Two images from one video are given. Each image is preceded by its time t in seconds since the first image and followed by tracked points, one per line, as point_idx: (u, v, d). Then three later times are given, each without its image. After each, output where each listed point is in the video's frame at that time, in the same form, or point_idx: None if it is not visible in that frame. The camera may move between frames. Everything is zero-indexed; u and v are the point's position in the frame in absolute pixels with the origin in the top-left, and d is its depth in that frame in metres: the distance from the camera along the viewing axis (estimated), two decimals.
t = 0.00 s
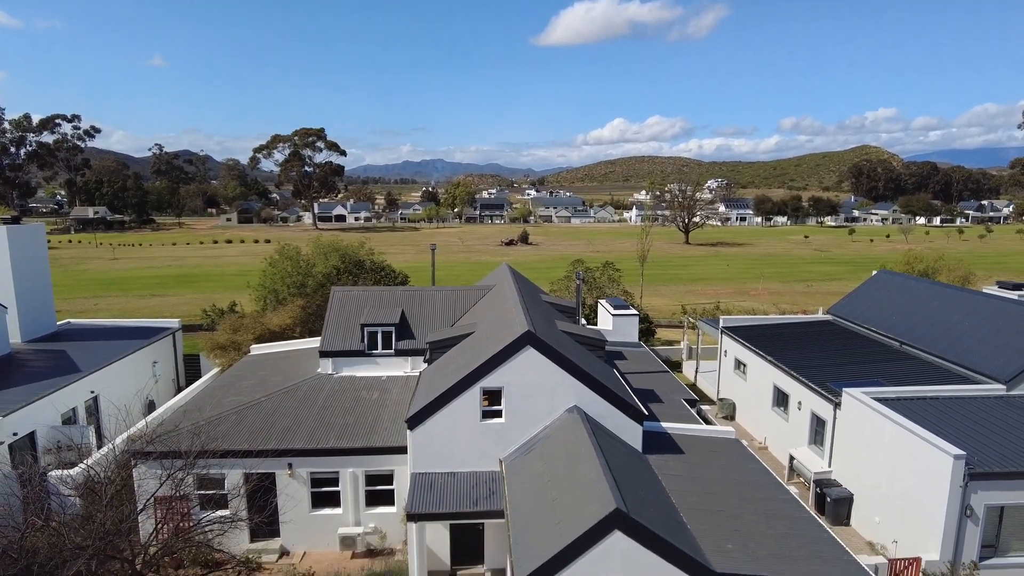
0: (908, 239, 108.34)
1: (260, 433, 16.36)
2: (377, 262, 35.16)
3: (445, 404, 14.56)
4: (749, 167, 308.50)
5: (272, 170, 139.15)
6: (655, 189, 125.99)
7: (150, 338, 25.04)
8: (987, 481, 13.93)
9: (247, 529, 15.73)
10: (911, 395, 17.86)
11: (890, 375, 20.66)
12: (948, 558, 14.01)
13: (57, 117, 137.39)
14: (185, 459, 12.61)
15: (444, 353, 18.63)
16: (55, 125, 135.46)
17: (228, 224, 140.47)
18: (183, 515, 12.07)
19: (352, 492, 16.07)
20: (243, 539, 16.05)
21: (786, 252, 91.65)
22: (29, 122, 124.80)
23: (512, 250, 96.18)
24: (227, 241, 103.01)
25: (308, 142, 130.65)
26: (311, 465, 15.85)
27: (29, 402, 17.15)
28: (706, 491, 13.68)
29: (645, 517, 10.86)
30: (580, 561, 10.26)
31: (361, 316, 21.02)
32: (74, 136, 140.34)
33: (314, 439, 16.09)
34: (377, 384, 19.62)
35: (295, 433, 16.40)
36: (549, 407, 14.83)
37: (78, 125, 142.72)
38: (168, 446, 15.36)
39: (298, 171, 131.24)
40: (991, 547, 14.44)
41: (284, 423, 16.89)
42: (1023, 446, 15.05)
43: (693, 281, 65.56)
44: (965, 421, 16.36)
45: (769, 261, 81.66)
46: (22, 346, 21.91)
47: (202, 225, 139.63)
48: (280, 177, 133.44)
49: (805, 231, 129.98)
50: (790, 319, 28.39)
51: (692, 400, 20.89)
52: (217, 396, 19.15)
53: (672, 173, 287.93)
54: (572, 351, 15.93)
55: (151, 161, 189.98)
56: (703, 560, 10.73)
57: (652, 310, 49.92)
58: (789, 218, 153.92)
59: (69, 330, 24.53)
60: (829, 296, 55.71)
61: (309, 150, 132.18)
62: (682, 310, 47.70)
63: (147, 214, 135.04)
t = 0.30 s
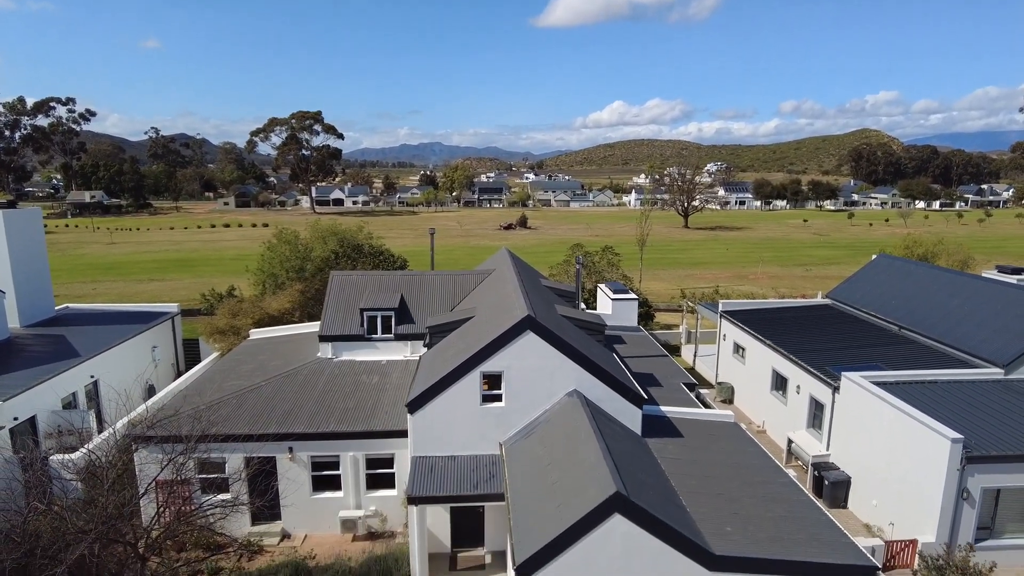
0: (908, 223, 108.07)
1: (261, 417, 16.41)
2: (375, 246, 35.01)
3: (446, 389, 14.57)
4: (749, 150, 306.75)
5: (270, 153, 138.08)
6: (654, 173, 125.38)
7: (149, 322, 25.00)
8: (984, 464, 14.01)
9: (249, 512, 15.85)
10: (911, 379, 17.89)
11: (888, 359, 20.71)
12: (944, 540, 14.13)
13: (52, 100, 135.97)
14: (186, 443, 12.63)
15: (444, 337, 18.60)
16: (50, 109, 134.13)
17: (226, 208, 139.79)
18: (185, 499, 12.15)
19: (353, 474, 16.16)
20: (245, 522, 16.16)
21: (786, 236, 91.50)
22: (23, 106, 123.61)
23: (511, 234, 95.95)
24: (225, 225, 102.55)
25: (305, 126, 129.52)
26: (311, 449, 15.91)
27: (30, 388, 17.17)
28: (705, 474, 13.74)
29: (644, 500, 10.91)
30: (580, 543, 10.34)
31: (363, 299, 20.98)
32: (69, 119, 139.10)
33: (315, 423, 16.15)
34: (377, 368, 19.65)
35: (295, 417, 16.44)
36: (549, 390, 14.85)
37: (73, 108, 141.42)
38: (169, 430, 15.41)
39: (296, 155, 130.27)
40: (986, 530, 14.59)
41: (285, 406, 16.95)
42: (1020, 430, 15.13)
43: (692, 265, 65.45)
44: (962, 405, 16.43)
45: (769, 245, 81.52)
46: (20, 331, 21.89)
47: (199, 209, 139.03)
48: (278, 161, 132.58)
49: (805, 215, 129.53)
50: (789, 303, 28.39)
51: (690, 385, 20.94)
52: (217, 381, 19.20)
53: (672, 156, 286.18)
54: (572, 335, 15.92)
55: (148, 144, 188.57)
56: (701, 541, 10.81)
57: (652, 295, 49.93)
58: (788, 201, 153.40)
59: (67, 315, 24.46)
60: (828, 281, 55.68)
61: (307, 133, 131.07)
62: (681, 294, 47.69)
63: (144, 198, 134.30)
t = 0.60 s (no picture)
0: (907, 207, 107.87)
1: (261, 402, 16.44)
2: (374, 230, 34.87)
3: (446, 373, 14.56)
4: (749, 133, 304.88)
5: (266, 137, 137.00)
6: (654, 156, 124.72)
7: (147, 307, 24.96)
8: (982, 448, 14.09)
9: (250, 496, 15.94)
10: (910, 363, 17.91)
11: (887, 343, 20.74)
12: (940, 522, 14.26)
13: (46, 83, 134.37)
14: (186, 429, 12.62)
15: (443, 322, 18.59)
16: (44, 92, 132.64)
17: (223, 192, 138.98)
18: (186, 483, 12.23)
19: (353, 458, 16.23)
20: (246, 507, 16.25)
21: (785, 220, 91.31)
22: (17, 89, 122.18)
23: (510, 218, 95.69)
24: (222, 210, 101.99)
25: (302, 109, 128.41)
26: (312, 433, 15.96)
27: (29, 373, 17.14)
28: (704, 458, 13.81)
29: (644, 484, 10.99)
30: (580, 526, 10.40)
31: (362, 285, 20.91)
32: (63, 103, 137.65)
33: (315, 408, 16.19)
34: (377, 352, 19.65)
35: (296, 401, 16.50)
36: (549, 375, 14.84)
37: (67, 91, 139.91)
38: (169, 416, 15.44)
39: (293, 138, 129.24)
40: (983, 512, 14.71)
41: (285, 391, 16.99)
42: (1018, 414, 15.20)
43: (691, 249, 65.37)
44: (961, 389, 16.49)
45: (768, 229, 81.39)
46: (19, 316, 21.83)
47: (197, 193, 138.32)
48: (275, 144, 131.55)
49: (804, 198, 129.08)
50: (788, 288, 28.38)
51: (689, 369, 20.96)
52: (217, 366, 19.19)
53: (671, 139, 284.43)
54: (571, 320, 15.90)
55: (144, 128, 186.96)
56: (701, 525, 10.87)
57: (651, 279, 49.89)
58: (788, 185, 152.77)
59: (65, 300, 24.39)
60: (827, 265, 55.69)
61: (304, 117, 129.93)
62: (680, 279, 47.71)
63: (141, 183, 133.43)
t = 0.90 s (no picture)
0: (907, 191, 107.48)
1: (261, 386, 16.45)
2: (373, 215, 34.68)
3: (445, 357, 14.55)
4: (749, 117, 302.76)
5: (263, 121, 135.87)
6: (654, 140, 123.93)
7: (147, 292, 24.90)
8: (979, 432, 14.14)
9: (250, 481, 16.03)
10: (909, 347, 17.96)
11: (885, 328, 20.77)
12: (936, 505, 14.39)
13: (40, 66, 132.85)
14: (186, 414, 12.65)
15: (443, 306, 18.55)
16: (38, 75, 131.20)
17: (221, 177, 138.18)
18: (187, 467, 12.32)
19: (353, 442, 16.29)
20: (247, 491, 16.32)
21: (785, 205, 91.01)
22: (11, 72, 120.75)
23: (509, 202, 95.33)
24: (220, 194, 101.51)
25: (300, 92, 127.27)
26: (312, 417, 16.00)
27: (29, 358, 17.17)
28: (703, 442, 13.87)
29: (644, 468, 11.04)
30: (581, 510, 10.46)
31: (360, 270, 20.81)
32: (58, 86, 136.18)
33: (314, 393, 16.20)
34: (376, 337, 19.66)
35: (296, 385, 16.53)
36: (549, 359, 14.86)
37: (61, 75, 138.34)
38: (170, 400, 15.47)
39: (290, 122, 128.18)
40: (979, 495, 14.82)
41: (283, 376, 16.98)
42: (1017, 398, 15.23)
43: (690, 234, 65.25)
44: (959, 374, 16.52)
45: (768, 214, 81.16)
46: (17, 301, 21.77)
47: (194, 177, 137.51)
48: (272, 128, 130.50)
49: (803, 183, 128.55)
50: (787, 272, 28.33)
51: (688, 353, 20.96)
52: (217, 350, 19.20)
53: (671, 123, 282.31)
54: (571, 305, 15.89)
55: (140, 111, 185.28)
56: (701, 509, 10.94)
57: (650, 263, 49.81)
58: (787, 169, 152.05)
59: (64, 285, 24.32)
60: (826, 249, 55.62)
61: (301, 100, 128.76)
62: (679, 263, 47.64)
63: (137, 167, 132.54)
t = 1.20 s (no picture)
0: (906, 175, 107.11)
1: (261, 371, 16.47)
2: (370, 199, 34.46)
3: (444, 342, 14.53)
4: (749, 100, 300.53)
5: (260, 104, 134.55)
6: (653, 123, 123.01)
7: (145, 277, 24.82)
8: (976, 416, 14.21)
9: (251, 465, 16.11)
10: (908, 332, 17.95)
11: (884, 312, 20.76)
12: (933, 488, 14.50)
13: (33, 48, 131.04)
14: (186, 400, 12.65)
15: (442, 291, 18.50)
16: (31, 58, 129.45)
17: (217, 160, 137.22)
18: (187, 452, 12.37)
19: (353, 427, 16.33)
20: (247, 475, 16.40)
21: (784, 189, 90.67)
22: (3, 54, 119.04)
23: (508, 186, 94.87)
24: (217, 179, 100.80)
25: (296, 75, 125.91)
26: (312, 402, 16.02)
27: (27, 343, 17.13)
28: (702, 426, 13.91)
29: (643, 451, 11.08)
30: (580, 494, 10.51)
31: (359, 255, 20.73)
32: (52, 69, 134.48)
33: (314, 377, 16.23)
34: (375, 322, 19.61)
35: (295, 369, 16.55)
36: (549, 343, 14.84)
37: (55, 57, 136.54)
38: (170, 385, 15.48)
39: (287, 105, 126.98)
40: (975, 478, 14.94)
41: (283, 360, 16.99)
42: (1015, 382, 15.29)
43: (690, 218, 65.05)
44: (958, 358, 16.54)
45: (767, 197, 80.86)
46: (14, 286, 21.65)
47: (191, 161, 136.49)
48: (269, 112, 129.28)
49: (803, 167, 127.91)
50: (787, 256, 28.27)
51: (687, 337, 20.93)
52: (215, 335, 19.18)
53: (670, 106, 280.22)
54: (571, 290, 15.82)
55: (135, 95, 183.33)
56: (699, 492, 11.00)
57: (649, 248, 49.71)
58: (787, 153, 151.23)
59: (61, 270, 24.20)
60: (825, 233, 55.52)
61: (297, 83, 127.42)
62: (678, 247, 47.49)
63: (134, 151, 131.52)
